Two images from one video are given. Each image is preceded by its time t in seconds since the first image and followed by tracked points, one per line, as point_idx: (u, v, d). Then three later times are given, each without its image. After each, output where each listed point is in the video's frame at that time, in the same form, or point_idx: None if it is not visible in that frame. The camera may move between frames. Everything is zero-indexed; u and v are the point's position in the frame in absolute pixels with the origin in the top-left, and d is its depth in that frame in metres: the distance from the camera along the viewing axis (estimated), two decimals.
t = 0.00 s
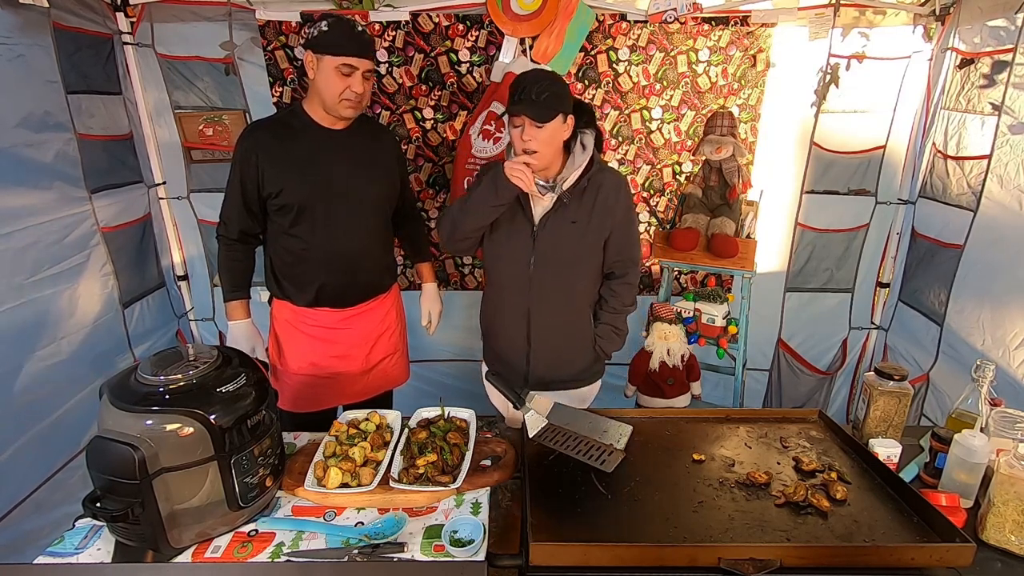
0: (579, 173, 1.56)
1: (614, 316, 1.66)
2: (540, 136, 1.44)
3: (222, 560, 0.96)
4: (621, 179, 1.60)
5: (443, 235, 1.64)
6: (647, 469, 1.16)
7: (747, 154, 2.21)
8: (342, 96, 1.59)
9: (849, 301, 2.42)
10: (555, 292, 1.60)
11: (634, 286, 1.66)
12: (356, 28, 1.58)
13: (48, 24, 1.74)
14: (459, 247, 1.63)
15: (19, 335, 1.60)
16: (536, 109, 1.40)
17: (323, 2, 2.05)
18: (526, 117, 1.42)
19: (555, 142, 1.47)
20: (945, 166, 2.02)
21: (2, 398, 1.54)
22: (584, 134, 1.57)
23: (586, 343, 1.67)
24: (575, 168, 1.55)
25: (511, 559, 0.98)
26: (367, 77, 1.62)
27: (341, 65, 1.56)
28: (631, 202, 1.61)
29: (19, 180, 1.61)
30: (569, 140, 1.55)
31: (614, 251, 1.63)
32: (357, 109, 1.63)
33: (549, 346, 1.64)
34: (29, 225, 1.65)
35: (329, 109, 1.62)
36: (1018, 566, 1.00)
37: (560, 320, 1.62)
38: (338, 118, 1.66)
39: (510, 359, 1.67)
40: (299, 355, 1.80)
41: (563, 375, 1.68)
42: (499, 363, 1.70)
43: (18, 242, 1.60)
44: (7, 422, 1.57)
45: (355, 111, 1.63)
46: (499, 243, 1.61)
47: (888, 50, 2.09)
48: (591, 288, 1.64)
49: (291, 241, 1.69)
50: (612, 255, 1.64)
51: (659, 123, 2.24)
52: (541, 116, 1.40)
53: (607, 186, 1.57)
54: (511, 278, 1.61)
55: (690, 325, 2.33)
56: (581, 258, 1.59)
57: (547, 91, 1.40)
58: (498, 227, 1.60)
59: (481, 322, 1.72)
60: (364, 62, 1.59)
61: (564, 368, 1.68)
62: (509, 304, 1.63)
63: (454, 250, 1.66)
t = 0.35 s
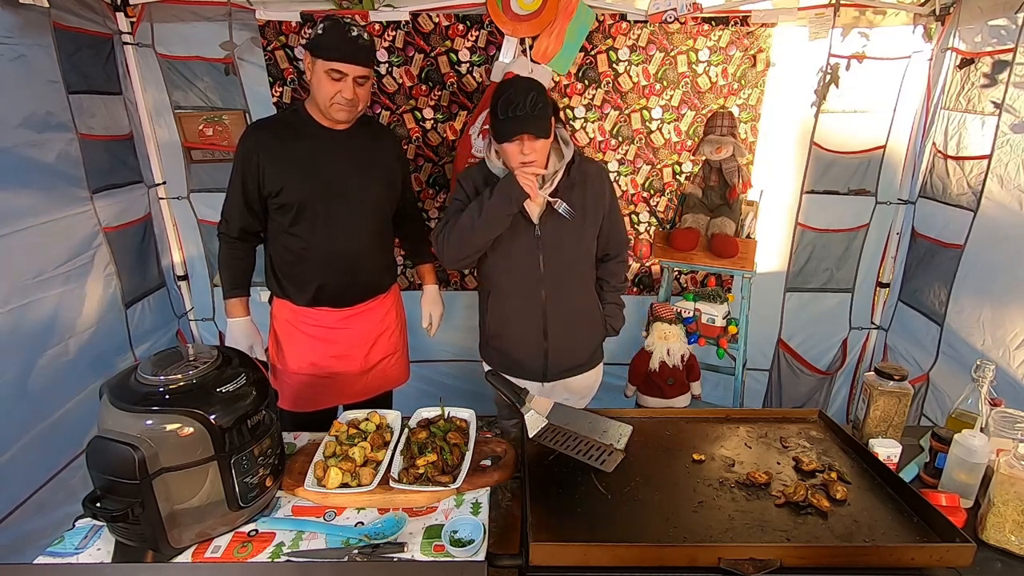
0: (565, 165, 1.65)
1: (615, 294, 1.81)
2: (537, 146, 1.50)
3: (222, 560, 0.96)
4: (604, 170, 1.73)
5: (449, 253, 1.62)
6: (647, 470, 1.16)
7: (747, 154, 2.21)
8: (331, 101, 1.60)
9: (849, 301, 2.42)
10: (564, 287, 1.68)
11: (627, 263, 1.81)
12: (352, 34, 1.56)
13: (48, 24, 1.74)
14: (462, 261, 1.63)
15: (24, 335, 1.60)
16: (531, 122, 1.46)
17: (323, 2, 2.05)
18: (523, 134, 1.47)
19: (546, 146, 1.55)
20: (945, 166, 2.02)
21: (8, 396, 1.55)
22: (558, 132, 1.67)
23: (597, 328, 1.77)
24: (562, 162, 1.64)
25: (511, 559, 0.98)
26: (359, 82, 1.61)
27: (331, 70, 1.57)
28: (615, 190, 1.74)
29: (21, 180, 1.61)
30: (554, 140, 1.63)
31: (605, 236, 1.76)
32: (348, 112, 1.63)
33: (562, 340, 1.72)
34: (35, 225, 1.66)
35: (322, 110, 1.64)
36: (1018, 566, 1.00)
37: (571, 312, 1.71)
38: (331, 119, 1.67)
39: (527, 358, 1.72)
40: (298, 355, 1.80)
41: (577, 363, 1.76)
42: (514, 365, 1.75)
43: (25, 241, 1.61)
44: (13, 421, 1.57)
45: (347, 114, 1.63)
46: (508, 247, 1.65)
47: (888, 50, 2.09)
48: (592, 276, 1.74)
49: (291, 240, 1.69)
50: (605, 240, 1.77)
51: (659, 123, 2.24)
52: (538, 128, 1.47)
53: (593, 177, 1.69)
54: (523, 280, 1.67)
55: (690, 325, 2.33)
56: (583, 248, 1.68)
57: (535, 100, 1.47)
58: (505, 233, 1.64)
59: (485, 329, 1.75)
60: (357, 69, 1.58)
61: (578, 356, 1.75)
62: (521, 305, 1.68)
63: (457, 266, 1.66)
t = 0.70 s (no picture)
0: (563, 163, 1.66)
1: (614, 290, 1.83)
2: (536, 152, 1.52)
3: (222, 561, 0.96)
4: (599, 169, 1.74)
5: (450, 256, 1.61)
6: (647, 470, 1.16)
7: (747, 154, 2.21)
8: (322, 103, 1.61)
9: (849, 301, 2.42)
10: (566, 286, 1.69)
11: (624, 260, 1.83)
12: (338, 36, 1.54)
13: (49, 24, 1.73)
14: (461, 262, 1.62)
15: (25, 335, 1.60)
16: (531, 129, 1.47)
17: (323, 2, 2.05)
18: (523, 142, 1.48)
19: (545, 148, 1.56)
20: (945, 166, 2.02)
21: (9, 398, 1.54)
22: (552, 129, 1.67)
23: (597, 327, 1.77)
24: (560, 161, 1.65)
25: (511, 559, 0.98)
26: (347, 84, 1.60)
27: (318, 73, 1.57)
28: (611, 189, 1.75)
29: (24, 180, 1.61)
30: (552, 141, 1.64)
31: (603, 234, 1.77)
32: (341, 115, 1.64)
33: (564, 339, 1.72)
34: (36, 225, 1.65)
35: (315, 111, 1.66)
36: (1018, 566, 1.00)
37: (572, 310, 1.71)
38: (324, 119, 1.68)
39: (529, 358, 1.72)
40: (293, 354, 1.80)
41: (579, 361, 1.76)
42: (517, 365, 1.74)
43: (26, 240, 1.61)
44: (15, 422, 1.57)
45: (339, 116, 1.64)
46: (510, 248, 1.65)
47: (888, 50, 2.09)
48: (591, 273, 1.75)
49: (288, 239, 1.69)
50: (603, 238, 1.78)
51: (659, 123, 2.24)
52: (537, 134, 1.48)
53: (590, 176, 1.70)
54: (525, 280, 1.67)
55: (690, 325, 2.33)
56: (582, 246, 1.69)
57: (534, 106, 1.48)
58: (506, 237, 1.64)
59: (487, 329, 1.75)
60: (345, 71, 1.57)
61: (579, 354, 1.76)
62: (523, 305, 1.68)
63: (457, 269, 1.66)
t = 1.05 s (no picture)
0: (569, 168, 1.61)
1: (617, 297, 1.81)
2: (547, 153, 1.46)
3: (222, 560, 0.96)
4: (608, 174, 1.70)
5: (450, 259, 1.61)
6: (647, 470, 1.16)
7: (747, 155, 2.21)
8: (302, 101, 1.58)
9: (849, 301, 2.42)
10: (566, 291, 1.68)
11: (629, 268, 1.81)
12: (311, 31, 1.51)
13: (49, 24, 1.73)
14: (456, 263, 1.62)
15: (26, 335, 1.60)
16: (542, 131, 1.41)
17: (323, 2, 2.05)
18: (534, 143, 1.42)
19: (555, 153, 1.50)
20: (945, 166, 2.02)
21: (10, 397, 1.55)
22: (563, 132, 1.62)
23: (598, 332, 1.77)
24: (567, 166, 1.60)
25: (511, 559, 0.98)
26: (326, 79, 1.56)
27: (295, 71, 1.53)
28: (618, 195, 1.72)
29: (25, 179, 1.61)
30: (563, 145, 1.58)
31: (608, 240, 1.75)
32: (322, 111, 1.61)
33: (564, 343, 1.72)
34: (37, 224, 1.65)
35: (297, 111, 1.63)
36: (1019, 566, 1.00)
37: (572, 315, 1.71)
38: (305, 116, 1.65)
39: (527, 360, 1.73)
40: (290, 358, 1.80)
41: (578, 365, 1.76)
42: (515, 366, 1.75)
43: (26, 241, 1.61)
44: (16, 422, 1.57)
45: (321, 113, 1.62)
46: (510, 251, 1.65)
47: (887, 50, 2.09)
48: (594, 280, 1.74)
49: (278, 242, 1.69)
50: (607, 245, 1.76)
51: (659, 123, 2.24)
52: (547, 136, 1.42)
53: (597, 181, 1.67)
54: (525, 284, 1.66)
55: (690, 325, 2.33)
56: (585, 252, 1.68)
57: (544, 107, 1.42)
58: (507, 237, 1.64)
59: (487, 330, 1.75)
60: (322, 67, 1.54)
61: (579, 358, 1.75)
62: (522, 307, 1.68)
63: (455, 271, 1.65)
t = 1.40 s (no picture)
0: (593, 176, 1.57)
1: (632, 309, 1.76)
2: (574, 151, 1.43)
3: (222, 560, 0.96)
4: (631, 182, 1.64)
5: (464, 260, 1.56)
6: (647, 470, 1.16)
7: (747, 155, 2.21)
8: (271, 100, 1.57)
9: (849, 301, 2.42)
10: (579, 298, 1.63)
11: (647, 280, 1.76)
12: (270, 26, 1.51)
13: (49, 24, 1.73)
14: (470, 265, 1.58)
15: (26, 335, 1.60)
16: (570, 127, 1.39)
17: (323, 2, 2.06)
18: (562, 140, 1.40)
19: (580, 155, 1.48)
20: (945, 166, 2.02)
21: (11, 398, 1.55)
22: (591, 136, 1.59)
23: (611, 342, 1.72)
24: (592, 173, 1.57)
25: (511, 559, 0.98)
26: (292, 75, 1.57)
27: (259, 70, 1.54)
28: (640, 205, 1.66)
29: (25, 179, 1.61)
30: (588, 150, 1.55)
31: (628, 250, 1.69)
32: (292, 108, 1.61)
33: (573, 352, 1.67)
34: (37, 224, 1.65)
35: (266, 112, 1.62)
36: (1019, 566, 1.00)
37: (585, 323, 1.66)
38: (275, 117, 1.64)
39: (536, 367, 1.68)
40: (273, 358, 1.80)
41: (588, 375, 1.71)
42: (522, 371, 1.70)
43: (26, 241, 1.60)
44: (17, 422, 1.57)
45: (291, 110, 1.61)
46: (523, 253, 1.60)
47: (887, 50, 2.09)
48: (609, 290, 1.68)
49: (257, 245, 1.69)
50: (626, 255, 1.71)
51: (659, 124, 2.24)
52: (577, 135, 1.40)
53: (620, 190, 1.62)
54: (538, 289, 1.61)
55: (690, 325, 2.34)
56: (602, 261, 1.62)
57: (575, 106, 1.41)
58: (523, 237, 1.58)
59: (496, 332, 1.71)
60: (286, 62, 1.54)
61: (589, 369, 1.70)
62: (534, 312, 1.63)
63: (468, 273, 1.60)
